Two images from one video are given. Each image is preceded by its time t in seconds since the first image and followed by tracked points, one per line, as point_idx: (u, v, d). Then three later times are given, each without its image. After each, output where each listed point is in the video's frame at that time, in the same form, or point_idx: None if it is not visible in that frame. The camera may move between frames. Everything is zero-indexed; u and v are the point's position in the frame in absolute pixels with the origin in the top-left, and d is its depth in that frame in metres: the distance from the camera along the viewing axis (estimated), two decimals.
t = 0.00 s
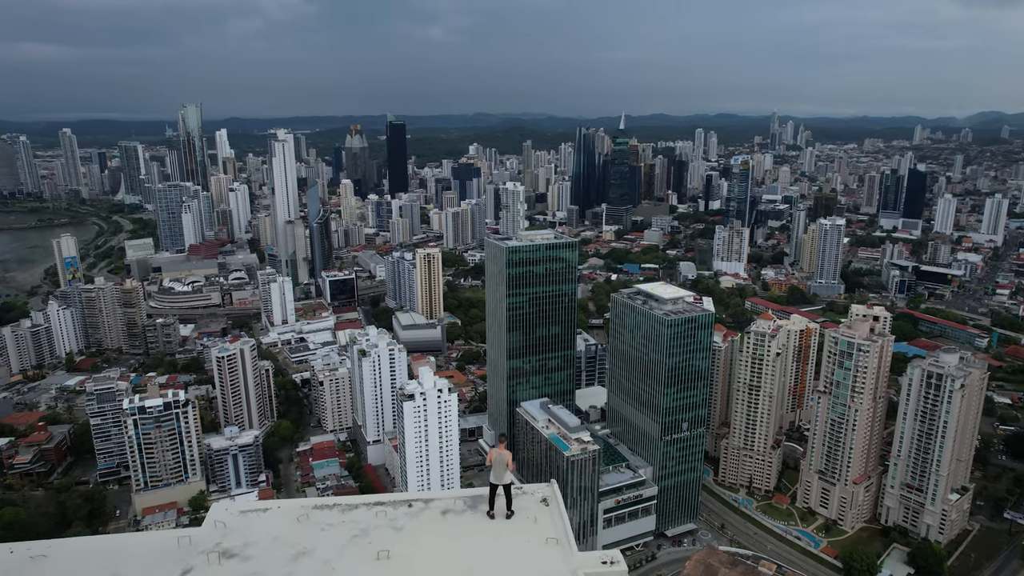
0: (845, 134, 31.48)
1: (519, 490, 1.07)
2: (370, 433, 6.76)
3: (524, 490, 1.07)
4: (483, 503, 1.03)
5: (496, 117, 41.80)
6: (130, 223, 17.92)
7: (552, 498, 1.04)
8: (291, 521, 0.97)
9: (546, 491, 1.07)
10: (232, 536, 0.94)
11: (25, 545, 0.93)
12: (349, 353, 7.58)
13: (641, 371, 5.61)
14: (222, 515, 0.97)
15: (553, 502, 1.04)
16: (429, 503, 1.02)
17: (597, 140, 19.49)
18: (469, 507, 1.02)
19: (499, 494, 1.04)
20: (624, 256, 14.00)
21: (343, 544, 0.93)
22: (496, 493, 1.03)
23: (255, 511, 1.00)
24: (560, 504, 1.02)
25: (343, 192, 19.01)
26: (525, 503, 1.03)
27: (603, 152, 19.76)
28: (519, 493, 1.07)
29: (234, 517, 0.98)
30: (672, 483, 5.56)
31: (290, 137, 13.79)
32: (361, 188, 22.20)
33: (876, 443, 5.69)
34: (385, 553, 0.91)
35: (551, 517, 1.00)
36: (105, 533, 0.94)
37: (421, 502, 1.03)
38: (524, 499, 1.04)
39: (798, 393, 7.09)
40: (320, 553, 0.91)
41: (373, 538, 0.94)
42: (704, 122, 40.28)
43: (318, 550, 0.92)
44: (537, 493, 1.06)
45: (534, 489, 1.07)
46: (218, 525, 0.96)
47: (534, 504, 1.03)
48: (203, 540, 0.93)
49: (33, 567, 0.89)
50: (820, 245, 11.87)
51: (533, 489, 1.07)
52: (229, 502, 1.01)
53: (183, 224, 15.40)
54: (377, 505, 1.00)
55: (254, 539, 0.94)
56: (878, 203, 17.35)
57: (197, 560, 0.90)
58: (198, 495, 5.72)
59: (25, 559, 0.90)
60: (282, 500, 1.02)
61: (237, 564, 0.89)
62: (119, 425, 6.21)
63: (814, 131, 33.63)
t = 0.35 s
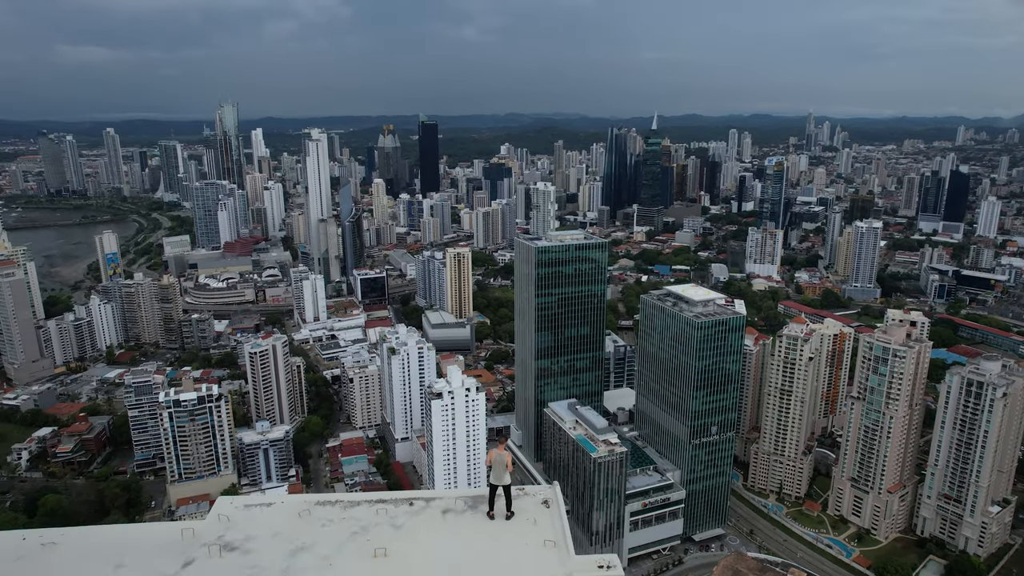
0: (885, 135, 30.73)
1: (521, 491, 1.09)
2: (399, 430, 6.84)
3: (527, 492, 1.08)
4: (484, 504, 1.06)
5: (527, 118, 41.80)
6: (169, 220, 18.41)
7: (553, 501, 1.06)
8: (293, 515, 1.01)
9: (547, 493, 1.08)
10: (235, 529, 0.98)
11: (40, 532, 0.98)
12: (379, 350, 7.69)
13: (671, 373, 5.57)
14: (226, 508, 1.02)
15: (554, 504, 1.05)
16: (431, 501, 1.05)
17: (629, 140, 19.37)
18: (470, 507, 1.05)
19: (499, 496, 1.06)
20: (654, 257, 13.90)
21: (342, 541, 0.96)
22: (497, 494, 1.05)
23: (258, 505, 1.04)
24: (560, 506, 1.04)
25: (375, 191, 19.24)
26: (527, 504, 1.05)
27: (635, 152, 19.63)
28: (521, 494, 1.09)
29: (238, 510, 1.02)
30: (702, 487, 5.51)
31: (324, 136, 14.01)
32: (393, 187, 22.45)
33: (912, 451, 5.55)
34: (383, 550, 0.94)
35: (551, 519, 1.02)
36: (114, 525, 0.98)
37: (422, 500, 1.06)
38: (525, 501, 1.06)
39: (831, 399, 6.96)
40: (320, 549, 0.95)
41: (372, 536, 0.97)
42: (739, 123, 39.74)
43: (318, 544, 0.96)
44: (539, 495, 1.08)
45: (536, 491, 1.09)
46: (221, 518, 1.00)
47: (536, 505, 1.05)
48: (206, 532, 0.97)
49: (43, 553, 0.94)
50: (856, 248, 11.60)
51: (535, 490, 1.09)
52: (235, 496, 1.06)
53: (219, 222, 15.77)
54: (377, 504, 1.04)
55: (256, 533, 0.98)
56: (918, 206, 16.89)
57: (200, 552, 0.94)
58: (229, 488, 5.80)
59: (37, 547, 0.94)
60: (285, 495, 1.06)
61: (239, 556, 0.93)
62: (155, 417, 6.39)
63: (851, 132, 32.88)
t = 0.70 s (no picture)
0: (926, 135, 29.89)
1: (521, 492, 1.05)
2: (427, 428, 6.90)
3: (528, 492, 1.04)
4: (485, 504, 1.02)
5: (559, 117, 41.73)
6: (206, 218, 18.85)
7: (554, 503, 1.02)
8: (294, 511, 0.98)
9: (549, 495, 1.04)
10: (237, 522, 0.96)
11: (48, 519, 0.96)
12: (408, 348, 7.76)
13: (700, 376, 5.52)
14: (230, 502, 0.99)
15: (555, 506, 1.01)
16: (431, 501, 1.01)
17: (661, 140, 19.20)
18: (469, 506, 1.01)
19: (498, 497, 1.02)
20: (686, 259, 13.75)
21: (340, 537, 0.93)
22: (495, 494, 1.02)
23: (262, 500, 1.01)
24: (561, 508, 1.00)
25: (406, 191, 19.43)
26: (528, 505, 1.01)
27: (667, 152, 19.45)
28: (522, 494, 1.05)
29: (241, 504, 1.00)
30: (730, 492, 5.45)
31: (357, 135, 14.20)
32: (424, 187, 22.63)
33: (951, 461, 5.40)
34: (379, 547, 0.91)
35: (551, 521, 0.97)
36: (119, 516, 0.96)
37: (423, 499, 1.02)
38: (526, 502, 1.02)
39: (866, 405, 6.81)
40: (318, 545, 0.92)
41: (370, 533, 0.94)
42: (775, 124, 39.11)
43: (317, 540, 0.92)
44: (540, 497, 1.03)
45: (536, 493, 1.04)
46: (225, 512, 0.98)
47: (535, 507, 1.01)
48: (209, 525, 0.95)
49: (53, 539, 0.92)
50: (894, 251, 11.32)
51: (536, 492, 1.05)
52: (239, 490, 1.03)
53: (254, 220, 16.10)
54: (378, 501, 1.01)
55: (258, 527, 0.95)
56: (960, 209, 16.40)
57: (203, 544, 0.91)
58: (259, 481, 5.98)
59: (46, 533, 0.93)
60: (289, 490, 1.03)
61: (239, 549, 0.90)
62: (189, 411, 6.58)
63: (891, 132, 32.06)
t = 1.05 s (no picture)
0: (975, 136, 28.88)
1: (520, 493, 1.03)
2: (458, 427, 6.96)
3: (526, 494, 1.02)
4: (481, 504, 1.01)
5: (595, 117, 41.50)
6: (246, 216, 19.30)
7: (552, 505, 0.99)
8: (295, 506, 0.99)
9: (547, 497, 1.02)
10: (238, 515, 0.96)
11: (61, 506, 0.99)
12: (440, 347, 7.83)
13: (733, 380, 5.45)
14: (233, 496, 1.00)
15: (553, 508, 0.99)
16: (429, 500, 1.00)
17: (698, 141, 18.97)
18: (467, 506, 1.00)
19: (493, 498, 1.01)
20: (721, 261, 13.56)
21: (337, 533, 0.93)
22: (492, 495, 1.00)
23: (265, 494, 1.02)
24: (558, 511, 0.97)
25: (441, 190, 19.59)
26: (525, 508, 0.99)
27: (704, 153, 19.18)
28: (521, 496, 1.03)
29: (244, 498, 1.01)
30: (763, 498, 5.37)
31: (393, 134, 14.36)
32: (459, 186, 22.81)
33: (995, 473, 5.22)
34: (373, 545, 0.90)
35: (545, 523, 0.95)
36: (126, 507, 0.98)
37: (422, 497, 1.01)
38: (523, 504, 1.00)
39: (906, 413, 6.62)
40: (315, 540, 0.92)
41: (366, 530, 0.94)
42: (817, 124, 38.28)
43: (314, 535, 0.93)
44: (538, 499, 1.01)
45: (535, 494, 1.02)
46: (228, 505, 0.99)
47: (532, 509, 0.99)
48: (212, 517, 0.96)
49: (63, 526, 0.94)
50: (938, 255, 10.97)
51: (534, 494, 1.03)
52: (244, 484, 1.04)
53: (292, 218, 16.44)
54: (377, 498, 1.00)
55: (258, 520, 0.96)
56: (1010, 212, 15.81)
57: (204, 535, 0.92)
58: (293, 475, 6.11)
59: (58, 520, 0.95)
60: (291, 486, 1.03)
61: (238, 542, 0.91)
62: (226, 404, 6.76)
63: (938, 133, 31.06)
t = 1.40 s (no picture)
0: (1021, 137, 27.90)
1: (517, 495, 0.98)
2: (485, 426, 7.02)
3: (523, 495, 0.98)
4: (478, 504, 0.96)
5: (626, 117, 41.18)
6: (279, 214, 19.65)
7: (549, 506, 0.95)
8: (294, 501, 0.96)
9: (545, 499, 0.97)
10: (239, 509, 0.94)
11: (73, 496, 0.97)
12: (468, 346, 7.88)
13: (764, 384, 5.37)
14: (236, 489, 0.98)
15: (550, 510, 0.94)
16: (427, 499, 0.96)
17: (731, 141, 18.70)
18: (464, 506, 0.95)
19: (492, 499, 0.96)
20: (753, 263, 13.36)
21: (333, 530, 0.89)
22: (488, 495, 0.96)
23: (267, 489, 1.00)
24: (555, 513, 0.92)
25: (471, 190, 19.68)
26: (521, 509, 0.94)
27: (737, 153, 18.91)
28: (518, 497, 0.99)
29: (246, 493, 0.98)
30: (793, 505, 5.28)
31: (424, 134, 14.48)
32: (489, 186, 22.89)
33: None
34: (368, 542, 0.87)
35: (543, 526, 0.90)
36: (135, 499, 0.96)
37: (421, 496, 0.97)
38: (520, 505, 0.95)
39: (943, 421, 6.44)
40: (313, 535, 0.89)
41: (363, 526, 0.90)
42: (855, 125, 37.43)
43: (312, 531, 0.90)
44: (536, 500, 0.97)
45: (533, 496, 0.98)
46: (230, 499, 0.97)
47: (529, 510, 0.94)
48: (214, 509, 0.94)
49: (69, 517, 0.92)
50: (979, 259, 10.63)
51: (532, 495, 0.98)
52: (247, 478, 1.02)
53: (324, 216, 16.70)
54: (376, 495, 0.97)
55: (258, 514, 0.93)
56: None
57: (204, 528, 0.90)
58: (321, 471, 6.18)
59: (66, 510, 0.93)
60: (291, 482, 1.01)
61: (236, 535, 0.89)
62: (258, 399, 6.90)
63: (982, 134, 30.07)
